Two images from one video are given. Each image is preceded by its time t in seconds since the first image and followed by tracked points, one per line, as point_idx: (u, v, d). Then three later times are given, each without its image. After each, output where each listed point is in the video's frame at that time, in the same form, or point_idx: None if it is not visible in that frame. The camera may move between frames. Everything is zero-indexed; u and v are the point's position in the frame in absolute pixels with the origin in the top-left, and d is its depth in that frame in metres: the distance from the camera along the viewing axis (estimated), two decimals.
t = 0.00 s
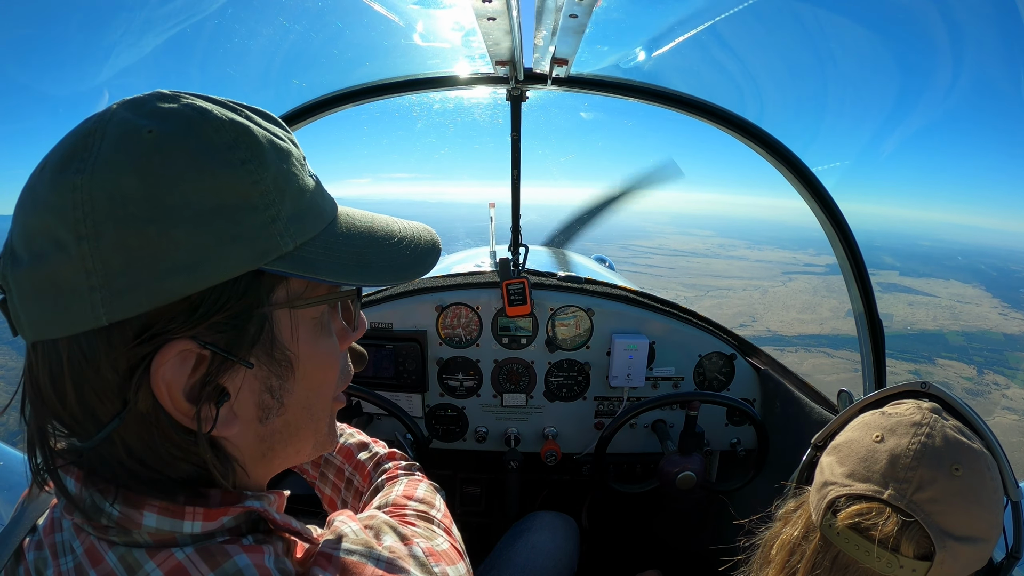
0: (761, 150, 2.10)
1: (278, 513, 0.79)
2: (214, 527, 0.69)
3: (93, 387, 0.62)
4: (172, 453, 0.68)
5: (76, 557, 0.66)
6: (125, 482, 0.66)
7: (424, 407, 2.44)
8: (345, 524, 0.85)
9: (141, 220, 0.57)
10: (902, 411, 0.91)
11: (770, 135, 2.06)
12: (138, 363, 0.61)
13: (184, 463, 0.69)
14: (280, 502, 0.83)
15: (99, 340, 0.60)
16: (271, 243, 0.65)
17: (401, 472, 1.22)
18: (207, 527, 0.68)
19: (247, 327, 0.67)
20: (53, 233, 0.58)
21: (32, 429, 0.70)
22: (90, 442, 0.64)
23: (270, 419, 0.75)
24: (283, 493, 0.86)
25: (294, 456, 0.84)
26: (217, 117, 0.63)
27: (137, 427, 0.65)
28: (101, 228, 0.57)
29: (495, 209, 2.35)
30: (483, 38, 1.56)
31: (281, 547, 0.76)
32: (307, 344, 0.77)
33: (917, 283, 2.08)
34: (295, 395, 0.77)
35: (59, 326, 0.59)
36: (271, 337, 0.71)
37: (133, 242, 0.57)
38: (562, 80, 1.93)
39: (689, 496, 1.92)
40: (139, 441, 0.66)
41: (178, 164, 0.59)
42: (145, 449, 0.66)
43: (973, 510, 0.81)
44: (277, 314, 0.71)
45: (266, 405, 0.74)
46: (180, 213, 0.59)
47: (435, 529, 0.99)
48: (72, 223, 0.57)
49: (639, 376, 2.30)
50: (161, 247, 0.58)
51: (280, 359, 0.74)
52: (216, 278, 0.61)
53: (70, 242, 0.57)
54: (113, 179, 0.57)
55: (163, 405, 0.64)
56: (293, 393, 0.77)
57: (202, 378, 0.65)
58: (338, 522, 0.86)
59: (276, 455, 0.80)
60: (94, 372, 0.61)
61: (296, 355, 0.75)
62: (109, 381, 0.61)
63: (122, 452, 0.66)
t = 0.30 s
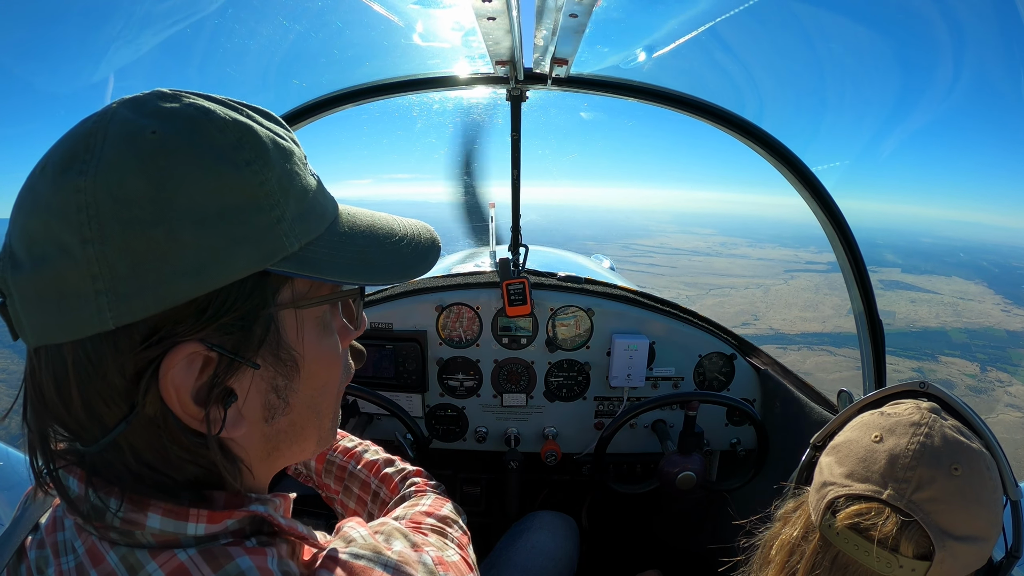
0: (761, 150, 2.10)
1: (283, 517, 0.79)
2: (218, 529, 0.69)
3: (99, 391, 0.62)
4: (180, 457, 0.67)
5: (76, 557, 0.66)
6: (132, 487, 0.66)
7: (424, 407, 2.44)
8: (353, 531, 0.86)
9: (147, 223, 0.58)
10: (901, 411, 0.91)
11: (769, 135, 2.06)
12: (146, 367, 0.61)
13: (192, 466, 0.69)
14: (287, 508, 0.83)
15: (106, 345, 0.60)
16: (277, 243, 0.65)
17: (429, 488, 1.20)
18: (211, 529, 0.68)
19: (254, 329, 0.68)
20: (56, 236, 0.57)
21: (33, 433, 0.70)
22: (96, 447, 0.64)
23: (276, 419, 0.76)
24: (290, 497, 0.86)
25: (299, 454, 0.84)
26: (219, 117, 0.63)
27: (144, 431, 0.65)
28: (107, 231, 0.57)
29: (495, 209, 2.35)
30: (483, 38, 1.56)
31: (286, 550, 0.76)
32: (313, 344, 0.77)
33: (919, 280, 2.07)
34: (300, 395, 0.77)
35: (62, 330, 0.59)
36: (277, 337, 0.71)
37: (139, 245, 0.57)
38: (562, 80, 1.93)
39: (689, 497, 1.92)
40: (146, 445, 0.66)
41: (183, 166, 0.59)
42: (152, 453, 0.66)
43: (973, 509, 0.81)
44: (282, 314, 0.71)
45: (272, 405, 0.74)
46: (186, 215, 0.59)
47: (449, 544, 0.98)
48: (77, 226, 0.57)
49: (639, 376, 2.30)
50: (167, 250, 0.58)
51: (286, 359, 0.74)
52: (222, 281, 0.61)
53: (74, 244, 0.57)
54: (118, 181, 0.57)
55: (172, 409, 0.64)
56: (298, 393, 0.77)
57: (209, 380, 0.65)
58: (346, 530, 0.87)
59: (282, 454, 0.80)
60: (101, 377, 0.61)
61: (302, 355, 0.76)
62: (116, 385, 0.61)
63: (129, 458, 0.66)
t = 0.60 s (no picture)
0: (761, 150, 2.10)
1: (276, 528, 0.78)
2: (204, 531, 0.69)
3: (86, 381, 0.62)
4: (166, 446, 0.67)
5: (65, 554, 0.67)
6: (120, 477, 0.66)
7: (424, 407, 2.44)
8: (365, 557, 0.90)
9: (133, 213, 0.58)
10: (901, 412, 0.91)
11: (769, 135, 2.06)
12: (132, 353, 0.61)
13: (179, 455, 0.68)
14: (284, 517, 0.83)
15: (92, 334, 0.60)
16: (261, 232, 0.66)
17: None
18: (197, 529, 0.68)
19: (238, 315, 0.68)
20: (44, 231, 0.58)
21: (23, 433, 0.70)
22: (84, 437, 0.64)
23: (260, 408, 0.75)
24: (287, 509, 0.86)
25: (286, 447, 0.84)
26: (201, 113, 0.63)
27: (132, 420, 0.64)
28: (93, 221, 0.57)
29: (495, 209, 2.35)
30: (483, 38, 1.56)
31: (278, 558, 0.75)
32: (296, 332, 0.76)
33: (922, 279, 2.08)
34: (284, 383, 0.76)
35: (52, 324, 0.59)
36: (261, 324, 0.71)
37: (124, 235, 0.57)
38: (562, 80, 1.93)
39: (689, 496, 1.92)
40: (134, 433, 0.65)
41: (167, 159, 0.59)
42: (140, 443, 0.66)
43: (973, 511, 0.81)
44: (265, 302, 0.71)
45: (257, 394, 0.74)
46: (170, 205, 0.59)
47: None
48: (65, 219, 0.57)
49: (639, 376, 2.30)
50: (154, 238, 0.58)
51: (270, 346, 0.73)
52: (208, 269, 0.61)
53: (63, 236, 0.57)
54: (103, 174, 0.57)
55: (159, 396, 0.64)
56: (283, 382, 0.76)
57: (195, 367, 0.65)
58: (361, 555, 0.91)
59: (269, 446, 0.80)
60: (88, 366, 0.61)
61: (286, 342, 0.75)
62: (103, 374, 0.61)
63: (117, 446, 0.66)
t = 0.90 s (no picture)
0: (761, 150, 2.10)
1: (269, 530, 0.77)
2: (194, 531, 0.69)
3: (74, 381, 0.62)
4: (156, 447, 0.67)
5: (62, 555, 0.68)
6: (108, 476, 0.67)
7: (424, 407, 2.44)
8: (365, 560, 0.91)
9: (120, 211, 0.58)
10: (899, 412, 0.92)
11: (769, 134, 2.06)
12: (119, 353, 0.61)
13: (166, 458, 0.68)
14: (279, 519, 0.83)
15: (80, 334, 0.60)
16: (252, 232, 0.65)
17: None
18: (186, 529, 0.68)
19: (229, 317, 0.67)
20: (35, 228, 0.58)
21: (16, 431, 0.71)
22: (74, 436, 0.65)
23: (254, 413, 0.75)
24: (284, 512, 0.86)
25: (281, 451, 0.84)
26: (195, 111, 0.63)
27: (119, 421, 0.65)
28: (81, 220, 0.57)
29: (495, 209, 2.35)
30: (483, 38, 1.56)
31: (271, 561, 0.75)
32: (290, 336, 0.76)
33: (920, 278, 2.06)
34: (279, 388, 0.77)
35: (42, 321, 0.59)
36: (254, 326, 0.71)
37: (112, 233, 0.58)
38: (562, 80, 1.93)
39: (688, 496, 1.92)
40: (122, 435, 0.65)
41: (156, 156, 0.59)
42: (129, 444, 0.66)
43: (973, 510, 0.81)
44: (258, 304, 0.71)
45: (250, 397, 0.74)
46: (158, 202, 0.59)
47: None
48: (53, 216, 0.57)
49: (639, 376, 2.30)
50: (140, 236, 0.58)
51: (262, 349, 0.73)
52: (195, 268, 0.61)
53: (51, 234, 0.57)
54: (91, 171, 0.57)
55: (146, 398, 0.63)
56: (278, 386, 0.76)
57: (182, 369, 0.64)
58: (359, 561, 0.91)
59: (262, 450, 0.80)
60: (77, 368, 0.61)
61: (279, 344, 0.75)
62: (90, 375, 0.61)
63: (106, 447, 0.66)
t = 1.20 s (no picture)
0: (760, 150, 2.10)
1: (290, 534, 0.78)
2: (217, 535, 0.69)
3: (94, 386, 0.62)
4: (176, 452, 0.67)
5: (76, 554, 0.68)
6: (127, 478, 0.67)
7: (424, 407, 2.44)
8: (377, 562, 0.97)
9: (145, 216, 0.57)
10: (900, 412, 0.92)
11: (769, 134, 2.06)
12: (141, 360, 0.61)
13: (188, 463, 0.69)
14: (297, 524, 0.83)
15: (101, 339, 0.60)
16: (276, 239, 0.65)
17: None
18: (210, 534, 0.68)
19: (253, 325, 0.67)
20: (56, 230, 0.58)
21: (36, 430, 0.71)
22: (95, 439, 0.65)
23: (276, 419, 0.75)
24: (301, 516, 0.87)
25: (302, 457, 0.84)
26: (221, 115, 0.63)
27: (140, 426, 0.65)
28: (103, 225, 0.57)
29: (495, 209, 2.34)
30: (483, 38, 1.56)
31: (290, 565, 0.75)
32: (314, 343, 0.77)
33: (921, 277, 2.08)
34: (303, 395, 0.77)
35: (64, 325, 0.59)
36: (277, 333, 0.71)
37: (137, 238, 0.57)
38: (562, 80, 1.93)
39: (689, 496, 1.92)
40: (142, 440, 0.66)
41: (180, 161, 0.59)
42: (149, 449, 0.66)
43: (974, 510, 0.81)
44: (283, 311, 0.71)
45: (272, 404, 0.74)
46: (182, 208, 0.59)
47: None
48: (75, 220, 0.57)
49: (639, 376, 2.30)
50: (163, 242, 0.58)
51: (286, 357, 0.74)
52: (217, 275, 0.61)
53: (73, 238, 0.57)
54: (116, 175, 0.57)
55: (167, 404, 0.64)
56: (301, 392, 0.77)
57: (205, 377, 0.65)
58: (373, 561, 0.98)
59: (283, 455, 0.80)
60: (97, 373, 0.62)
61: (302, 351, 0.75)
62: (110, 380, 0.62)
63: (127, 451, 0.66)
